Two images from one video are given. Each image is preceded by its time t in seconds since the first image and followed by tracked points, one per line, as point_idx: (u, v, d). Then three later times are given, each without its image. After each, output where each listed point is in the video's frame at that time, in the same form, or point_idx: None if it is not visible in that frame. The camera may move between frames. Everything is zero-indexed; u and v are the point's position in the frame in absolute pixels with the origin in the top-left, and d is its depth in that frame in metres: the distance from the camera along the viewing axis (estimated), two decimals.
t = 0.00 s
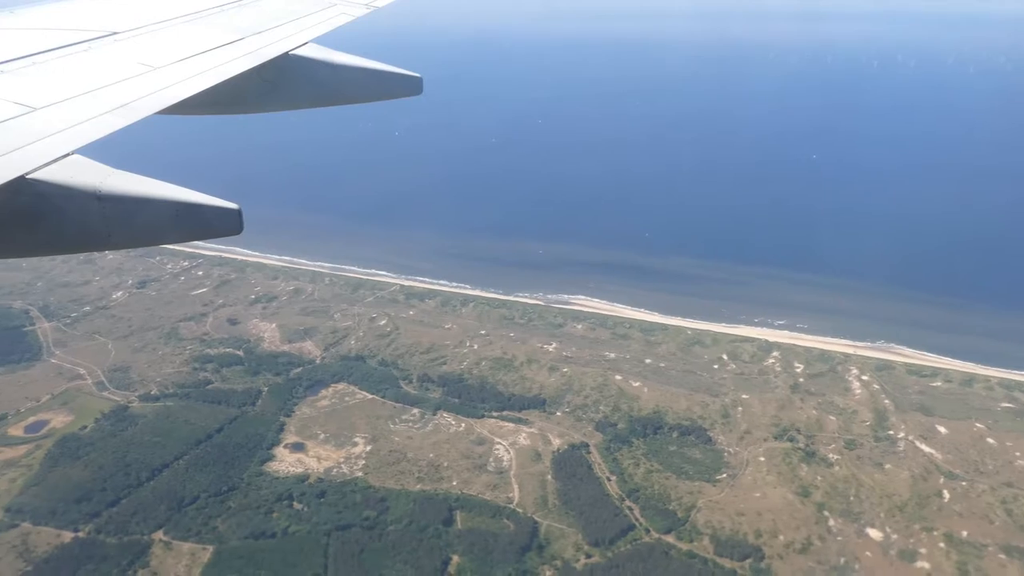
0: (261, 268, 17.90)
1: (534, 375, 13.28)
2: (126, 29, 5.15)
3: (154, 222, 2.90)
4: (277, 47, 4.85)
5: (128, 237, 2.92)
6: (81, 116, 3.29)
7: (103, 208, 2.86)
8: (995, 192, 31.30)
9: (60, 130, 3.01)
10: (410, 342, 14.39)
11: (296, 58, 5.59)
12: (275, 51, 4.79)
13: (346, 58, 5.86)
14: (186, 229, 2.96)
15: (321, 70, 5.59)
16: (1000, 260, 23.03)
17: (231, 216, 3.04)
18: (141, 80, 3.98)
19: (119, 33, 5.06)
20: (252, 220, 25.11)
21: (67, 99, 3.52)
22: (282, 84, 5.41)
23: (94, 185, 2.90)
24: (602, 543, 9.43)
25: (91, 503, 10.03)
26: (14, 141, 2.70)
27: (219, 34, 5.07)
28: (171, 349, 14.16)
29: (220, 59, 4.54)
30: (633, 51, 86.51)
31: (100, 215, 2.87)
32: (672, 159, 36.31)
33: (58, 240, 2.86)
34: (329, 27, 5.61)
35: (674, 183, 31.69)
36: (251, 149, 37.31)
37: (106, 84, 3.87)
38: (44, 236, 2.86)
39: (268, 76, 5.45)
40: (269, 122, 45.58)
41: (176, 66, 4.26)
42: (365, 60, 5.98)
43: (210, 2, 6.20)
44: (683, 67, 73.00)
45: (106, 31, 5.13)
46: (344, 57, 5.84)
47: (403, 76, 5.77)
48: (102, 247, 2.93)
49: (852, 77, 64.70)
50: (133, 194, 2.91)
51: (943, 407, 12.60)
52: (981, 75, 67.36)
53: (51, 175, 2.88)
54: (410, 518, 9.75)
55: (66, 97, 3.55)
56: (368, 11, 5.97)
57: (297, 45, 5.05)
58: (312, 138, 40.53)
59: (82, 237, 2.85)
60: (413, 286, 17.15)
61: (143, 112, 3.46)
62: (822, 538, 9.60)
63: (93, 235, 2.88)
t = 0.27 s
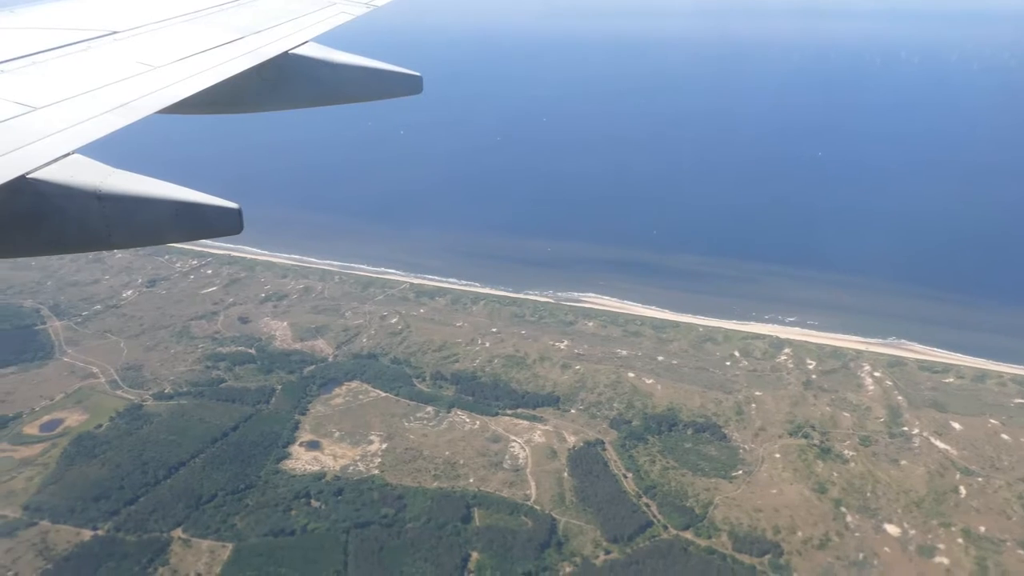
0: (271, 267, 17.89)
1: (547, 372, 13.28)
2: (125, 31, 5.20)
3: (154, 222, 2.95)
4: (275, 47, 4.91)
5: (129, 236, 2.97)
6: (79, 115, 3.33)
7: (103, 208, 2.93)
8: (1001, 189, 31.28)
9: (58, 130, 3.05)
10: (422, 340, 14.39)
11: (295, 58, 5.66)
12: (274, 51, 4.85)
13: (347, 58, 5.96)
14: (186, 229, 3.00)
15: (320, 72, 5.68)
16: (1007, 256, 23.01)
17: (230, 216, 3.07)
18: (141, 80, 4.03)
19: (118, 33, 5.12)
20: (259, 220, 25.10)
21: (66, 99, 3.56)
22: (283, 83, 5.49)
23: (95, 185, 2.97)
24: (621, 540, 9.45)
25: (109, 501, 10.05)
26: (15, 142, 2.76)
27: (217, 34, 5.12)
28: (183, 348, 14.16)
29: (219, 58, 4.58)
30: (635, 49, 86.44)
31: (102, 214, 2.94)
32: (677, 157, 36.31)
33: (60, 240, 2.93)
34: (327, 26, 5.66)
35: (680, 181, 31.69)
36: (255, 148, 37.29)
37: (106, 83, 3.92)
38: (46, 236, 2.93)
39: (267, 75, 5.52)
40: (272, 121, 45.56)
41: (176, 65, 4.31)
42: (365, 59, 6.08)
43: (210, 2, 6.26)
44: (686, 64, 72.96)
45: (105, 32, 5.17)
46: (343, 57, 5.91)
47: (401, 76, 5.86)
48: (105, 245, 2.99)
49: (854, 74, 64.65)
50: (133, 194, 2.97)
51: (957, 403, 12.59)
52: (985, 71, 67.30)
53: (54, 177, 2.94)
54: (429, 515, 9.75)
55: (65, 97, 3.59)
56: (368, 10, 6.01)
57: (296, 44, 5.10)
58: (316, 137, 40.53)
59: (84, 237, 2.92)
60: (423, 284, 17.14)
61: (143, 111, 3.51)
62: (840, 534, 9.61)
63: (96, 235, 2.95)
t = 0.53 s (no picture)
0: (282, 265, 17.90)
1: (562, 370, 13.29)
2: (124, 31, 5.26)
3: (155, 221, 3.04)
4: (274, 46, 4.97)
5: (129, 234, 3.05)
6: (79, 114, 3.38)
7: (105, 207, 3.01)
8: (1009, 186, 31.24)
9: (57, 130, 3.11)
10: (436, 338, 14.40)
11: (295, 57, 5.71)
12: (273, 50, 4.92)
13: (348, 57, 6.02)
14: (186, 227, 3.08)
15: (321, 71, 5.74)
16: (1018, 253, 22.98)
17: (231, 215, 3.15)
18: (141, 80, 4.07)
19: (118, 33, 5.17)
20: (268, 218, 25.11)
21: (67, 99, 3.61)
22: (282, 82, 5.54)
23: (96, 185, 3.05)
24: (642, 536, 9.47)
25: (129, 498, 10.07)
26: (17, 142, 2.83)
27: (217, 34, 5.18)
28: (198, 346, 14.18)
29: (218, 57, 4.64)
30: (638, 47, 86.37)
31: (103, 214, 3.02)
32: (683, 154, 36.31)
33: (62, 238, 3.01)
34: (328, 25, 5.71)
35: (687, 178, 31.68)
36: (261, 147, 37.29)
37: (107, 82, 3.97)
38: (51, 234, 3.01)
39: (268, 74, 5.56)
40: (277, 120, 45.56)
41: (176, 65, 4.37)
42: (366, 58, 6.13)
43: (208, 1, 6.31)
44: (689, 62, 72.88)
45: (105, 33, 5.23)
46: (344, 56, 5.96)
47: (401, 75, 5.90)
48: (105, 244, 3.06)
49: (859, 71, 64.56)
50: (133, 193, 3.05)
51: (972, 399, 12.59)
52: (990, 68, 67.23)
53: (56, 177, 3.02)
54: (449, 512, 9.77)
55: (66, 97, 3.64)
56: (367, 10, 6.06)
57: (295, 45, 5.16)
58: (321, 136, 40.52)
59: (87, 235, 3.00)
60: (435, 282, 17.13)
61: (141, 109, 3.56)
62: (861, 530, 9.62)
63: (98, 234, 3.03)
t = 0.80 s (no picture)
0: (293, 263, 17.91)
1: (578, 367, 13.31)
2: (125, 30, 5.26)
3: (155, 220, 2.95)
4: (275, 44, 4.98)
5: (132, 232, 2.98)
6: (79, 113, 3.37)
7: (105, 206, 2.94)
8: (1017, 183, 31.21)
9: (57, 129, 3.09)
10: (450, 335, 14.41)
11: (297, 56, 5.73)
12: (273, 48, 4.92)
13: (349, 55, 5.98)
14: (188, 226, 2.98)
15: (323, 68, 5.74)
16: None
17: (232, 214, 3.05)
18: (143, 77, 4.08)
19: (118, 32, 5.16)
20: (277, 216, 25.11)
21: (67, 97, 3.61)
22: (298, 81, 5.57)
23: (97, 183, 2.97)
24: (663, 532, 9.48)
25: (150, 495, 10.09)
26: (15, 141, 2.79)
27: (218, 32, 5.18)
28: (213, 344, 14.19)
29: (220, 56, 4.63)
30: (641, 45, 86.33)
31: (104, 213, 2.94)
32: (691, 152, 36.30)
33: (64, 236, 2.96)
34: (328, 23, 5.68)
35: (694, 176, 31.67)
36: (267, 145, 37.31)
37: (109, 80, 3.97)
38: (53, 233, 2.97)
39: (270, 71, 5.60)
40: (282, 119, 45.56)
41: (178, 63, 4.37)
42: (367, 56, 6.09)
43: None
44: (693, 60, 72.82)
45: (106, 31, 5.22)
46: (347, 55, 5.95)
47: (403, 73, 5.86)
48: (107, 243, 2.99)
49: (864, 69, 64.50)
50: (133, 192, 2.96)
51: (988, 396, 12.59)
52: (994, 65, 67.15)
53: (56, 175, 2.96)
54: (470, 508, 9.78)
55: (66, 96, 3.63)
56: (368, 7, 6.03)
57: (295, 43, 5.16)
58: (327, 134, 40.52)
59: (87, 235, 2.94)
60: (447, 280, 17.14)
61: (142, 107, 3.55)
62: (881, 526, 9.62)
63: (99, 234, 2.96)
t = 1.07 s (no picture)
0: (303, 260, 17.91)
1: (591, 363, 13.30)
2: (125, 26, 5.27)
3: (157, 217, 2.97)
4: (274, 43, 5.01)
5: (133, 227, 2.99)
6: (78, 111, 3.41)
7: (105, 203, 2.94)
8: None
9: (56, 129, 3.12)
10: (463, 332, 14.40)
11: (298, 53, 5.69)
12: (274, 46, 4.96)
13: (347, 52, 5.97)
14: (189, 222, 3.00)
15: (325, 65, 5.72)
16: None
17: (230, 210, 3.05)
18: (140, 74, 4.11)
19: (119, 28, 5.20)
20: (284, 213, 25.10)
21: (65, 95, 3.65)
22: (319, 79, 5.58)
23: (97, 179, 2.97)
24: (681, 528, 9.50)
25: (168, 491, 10.12)
26: (14, 142, 2.81)
27: (216, 29, 5.22)
28: (225, 341, 14.19)
29: (220, 54, 4.68)
30: (644, 42, 86.10)
31: (105, 210, 2.95)
32: (698, 149, 36.25)
33: (66, 232, 2.98)
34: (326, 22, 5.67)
35: (701, 172, 31.63)
36: (272, 142, 37.29)
37: (111, 77, 4.02)
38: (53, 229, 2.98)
39: (271, 68, 5.57)
40: (287, 116, 45.55)
41: (177, 61, 4.41)
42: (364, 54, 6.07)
43: None
44: (697, 57, 72.61)
45: (106, 27, 5.23)
46: (346, 51, 5.93)
47: (401, 71, 5.86)
48: (108, 238, 3.02)
49: (868, 66, 64.37)
50: (133, 189, 2.97)
51: (1002, 392, 12.59)
52: (999, 62, 66.98)
53: (56, 172, 2.97)
54: (488, 504, 9.80)
55: (64, 93, 3.68)
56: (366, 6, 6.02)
57: (293, 41, 5.18)
58: (332, 132, 40.46)
59: (88, 232, 2.96)
60: (458, 276, 17.13)
61: (142, 105, 3.59)
62: (898, 522, 9.64)
63: (100, 231, 2.98)
